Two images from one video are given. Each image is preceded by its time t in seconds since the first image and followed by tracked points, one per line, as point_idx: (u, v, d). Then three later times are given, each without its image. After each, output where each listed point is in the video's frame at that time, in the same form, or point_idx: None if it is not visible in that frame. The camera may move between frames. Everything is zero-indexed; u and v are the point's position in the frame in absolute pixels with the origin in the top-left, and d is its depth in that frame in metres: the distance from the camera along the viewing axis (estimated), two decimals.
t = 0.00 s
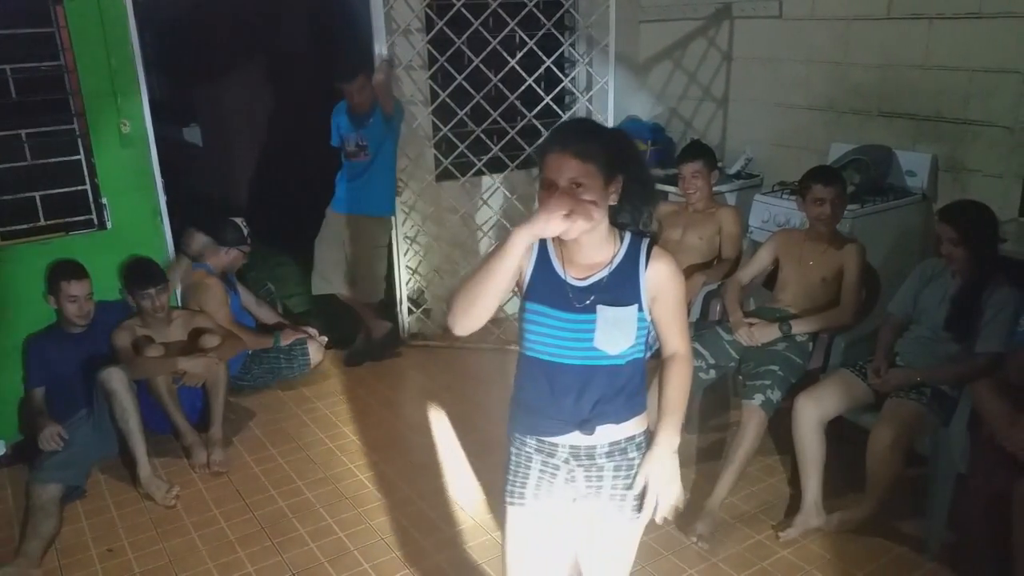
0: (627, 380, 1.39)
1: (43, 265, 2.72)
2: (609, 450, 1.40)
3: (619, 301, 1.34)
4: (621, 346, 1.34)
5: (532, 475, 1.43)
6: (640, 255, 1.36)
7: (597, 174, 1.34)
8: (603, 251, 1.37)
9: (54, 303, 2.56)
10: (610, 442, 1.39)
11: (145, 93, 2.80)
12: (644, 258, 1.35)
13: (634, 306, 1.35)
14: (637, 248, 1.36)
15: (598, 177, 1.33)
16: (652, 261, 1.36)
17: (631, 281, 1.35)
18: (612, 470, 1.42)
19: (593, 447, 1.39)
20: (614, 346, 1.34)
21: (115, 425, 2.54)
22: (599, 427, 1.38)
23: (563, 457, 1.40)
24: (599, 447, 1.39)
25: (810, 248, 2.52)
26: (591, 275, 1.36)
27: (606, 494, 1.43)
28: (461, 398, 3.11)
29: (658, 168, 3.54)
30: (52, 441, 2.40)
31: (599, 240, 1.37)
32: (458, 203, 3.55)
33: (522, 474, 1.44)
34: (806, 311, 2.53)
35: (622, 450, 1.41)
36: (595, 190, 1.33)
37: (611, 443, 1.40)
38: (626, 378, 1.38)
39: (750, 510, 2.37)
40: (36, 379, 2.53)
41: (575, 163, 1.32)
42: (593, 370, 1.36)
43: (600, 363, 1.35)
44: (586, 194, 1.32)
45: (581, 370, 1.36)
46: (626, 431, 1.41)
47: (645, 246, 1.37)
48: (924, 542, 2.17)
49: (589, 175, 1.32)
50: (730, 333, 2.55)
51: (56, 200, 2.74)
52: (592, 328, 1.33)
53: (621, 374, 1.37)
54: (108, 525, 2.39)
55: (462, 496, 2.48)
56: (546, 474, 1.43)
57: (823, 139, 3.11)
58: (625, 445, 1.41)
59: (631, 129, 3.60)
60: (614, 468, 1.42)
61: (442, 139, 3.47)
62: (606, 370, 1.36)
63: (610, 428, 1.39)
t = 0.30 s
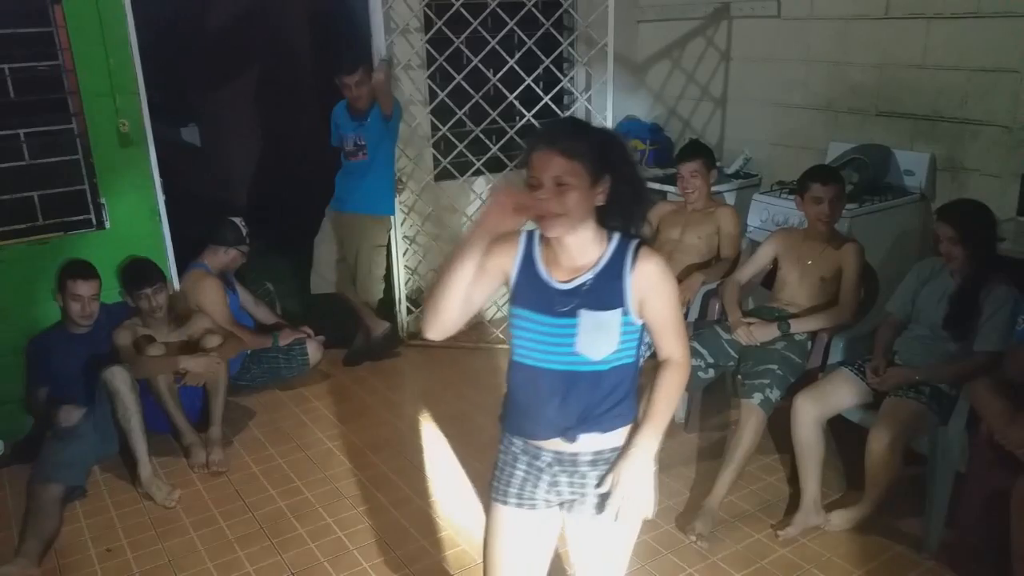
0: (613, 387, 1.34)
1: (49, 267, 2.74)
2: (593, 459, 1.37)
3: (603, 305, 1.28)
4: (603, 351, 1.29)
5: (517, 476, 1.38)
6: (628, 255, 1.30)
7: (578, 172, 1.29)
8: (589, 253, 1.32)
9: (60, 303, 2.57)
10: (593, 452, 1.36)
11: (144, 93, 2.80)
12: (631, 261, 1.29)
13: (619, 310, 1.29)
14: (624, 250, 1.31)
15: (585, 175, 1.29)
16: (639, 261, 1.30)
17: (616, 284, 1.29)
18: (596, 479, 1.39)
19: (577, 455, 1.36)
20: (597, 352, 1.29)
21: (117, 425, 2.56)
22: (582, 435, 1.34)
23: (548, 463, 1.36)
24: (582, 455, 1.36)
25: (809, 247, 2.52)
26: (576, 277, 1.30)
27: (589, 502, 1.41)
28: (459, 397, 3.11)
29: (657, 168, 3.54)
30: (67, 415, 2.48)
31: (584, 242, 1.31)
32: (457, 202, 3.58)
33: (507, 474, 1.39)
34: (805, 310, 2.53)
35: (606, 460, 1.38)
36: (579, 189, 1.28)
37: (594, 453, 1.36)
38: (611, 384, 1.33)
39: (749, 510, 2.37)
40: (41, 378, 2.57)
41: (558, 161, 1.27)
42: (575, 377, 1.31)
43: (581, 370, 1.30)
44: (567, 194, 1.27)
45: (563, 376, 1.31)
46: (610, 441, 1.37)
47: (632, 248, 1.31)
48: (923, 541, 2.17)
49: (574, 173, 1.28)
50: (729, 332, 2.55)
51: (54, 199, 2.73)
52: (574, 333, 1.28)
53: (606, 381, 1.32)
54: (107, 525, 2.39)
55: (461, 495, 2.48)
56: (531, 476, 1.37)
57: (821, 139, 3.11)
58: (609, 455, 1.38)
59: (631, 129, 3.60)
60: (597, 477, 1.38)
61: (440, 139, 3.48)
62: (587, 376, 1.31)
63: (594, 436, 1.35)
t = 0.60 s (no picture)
0: (580, 398, 1.28)
1: (48, 267, 2.74)
2: (563, 473, 1.32)
3: (562, 312, 1.23)
4: (563, 359, 1.24)
5: (487, 485, 1.35)
6: (592, 260, 1.24)
7: (536, 175, 1.24)
8: (555, 256, 1.27)
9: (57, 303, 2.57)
10: (562, 465, 1.32)
11: (142, 92, 2.79)
12: (593, 266, 1.23)
13: (580, 316, 1.23)
14: (588, 255, 1.25)
15: (542, 178, 1.24)
16: (603, 266, 1.23)
17: (577, 290, 1.23)
18: (566, 493, 1.34)
19: (545, 467, 1.32)
20: (556, 359, 1.24)
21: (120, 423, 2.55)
22: (549, 447, 1.30)
23: (517, 473, 1.33)
24: (552, 468, 1.32)
25: (807, 246, 2.52)
26: (537, 282, 1.25)
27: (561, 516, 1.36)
28: (459, 396, 3.11)
29: (656, 167, 3.54)
30: (81, 430, 2.40)
31: (548, 245, 1.27)
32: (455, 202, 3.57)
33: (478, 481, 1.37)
34: (805, 309, 2.53)
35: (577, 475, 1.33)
36: (536, 194, 1.24)
37: (564, 467, 1.32)
38: (574, 395, 1.28)
39: (748, 509, 2.37)
40: (36, 380, 2.51)
41: (513, 162, 1.24)
42: (534, 385, 1.27)
43: (540, 378, 1.26)
44: (523, 198, 1.23)
45: (525, 383, 1.27)
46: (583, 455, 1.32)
47: (595, 255, 1.24)
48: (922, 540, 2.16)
49: (532, 175, 1.23)
50: (728, 332, 2.55)
51: (53, 199, 2.73)
52: (532, 340, 1.24)
53: (571, 391, 1.27)
54: (107, 525, 2.39)
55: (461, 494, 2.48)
56: (501, 485, 1.35)
57: (820, 138, 3.11)
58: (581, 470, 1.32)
59: (630, 129, 3.62)
60: (568, 492, 1.34)
61: (439, 138, 3.48)
62: (546, 385, 1.26)
63: (562, 449, 1.30)
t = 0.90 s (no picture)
0: (552, 400, 1.29)
1: (47, 267, 2.74)
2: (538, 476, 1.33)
3: (533, 313, 1.25)
4: (536, 360, 1.26)
5: (464, 493, 1.36)
6: (563, 260, 1.26)
7: (502, 179, 1.23)
8: (525, 259, 1.28)
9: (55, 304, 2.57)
10: (538, 468, 1.32)
11: (141, 92, 2.79)
12: (565, 267, 1.25)
13: (552, 317, 1.25)
14: (559, 256, 1.26)
15: (508, 182, 1.24)
16: (575, 267, 1.25)
17: (548, 291, 1.25)
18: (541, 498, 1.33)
19: (521, 471, 1.33)
20: (528, 360, 1.25)
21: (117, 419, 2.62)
22: (524, 450, 1.31)
23: (492, 479, 1.34)
24: (527, 471, 1.33)
25: (807, 245, 2.52)
26: (508, 285, 1.27)
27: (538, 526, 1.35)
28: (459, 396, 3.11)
29: (655, 168, 3.54)
30: (78, 437, 2.41)
31: (517, 248, 1.27)
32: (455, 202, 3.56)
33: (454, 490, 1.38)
34: (804, 309, 2.53)
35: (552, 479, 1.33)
36: (502, 198, 1.23)
37: (540, 469, 1.33)
38: (547, 397, 1.29)
39: (747, 508, 2.37)
40: (34, 379, 2.52)
41: (486, 167, 1.23)
42: (507, 387, 1.28)
43: (514, 380, 1.27)
44: (488, 202, 1.23)
45: (498, 386, 1.28)
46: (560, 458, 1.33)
47: (567, 256, 1.26)
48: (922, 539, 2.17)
49: (497, 180, 1.23)
50: (728, 332, 2.55)
51: (52, 199, 2.73)
52: (504, 342, 1.26)
53: (544, 393, 1.28)
54: (106, 524, 2.39)
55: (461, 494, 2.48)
56: (478, 492, 1.35)
57: (819, 138, 3.11)
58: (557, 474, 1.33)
59: (630, 129, 3.62)
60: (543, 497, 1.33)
61: (439, 138, 3.48)
62: (519, 387, 1.28)
63: (537, 452, 1.31)
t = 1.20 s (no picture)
0: (535, 404, 1.31)
1: (50, 265, 2.75)
2: (522, 482, 1.33)
3: (513, 316, 1.27)
4: (517, 364, 1.27)
5: (450, 498, 1.38)
6: (544, 264, 1.28)
7: (500, 179, 1.31)
8: (506, 261, 1.33)
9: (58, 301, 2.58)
10: (521, 474, 1.33)
11: (144, 91, 2.81)
12: (545, 270, 1.27)
13: (532, 320, 1.27)
14: (539, 259, 1.29)
15: (506, 183, 1.32)
16: (556, 269, 1.27)
17: (530, 294, 1.27)
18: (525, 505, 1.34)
19: (504, 477, 1.33)
20: (508, 365, 1.27)
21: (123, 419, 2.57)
22: (508, 456, 1.31)
23: (477, 485, 1.35)
24: (510, 477, 1.33)
25: (808, 244, 2.52)
26: (491, 288, 1.31)
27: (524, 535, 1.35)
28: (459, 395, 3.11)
29: (658, 167, 3.53)
30: (80, 433, 2.41)
31: (501, 250, 1.33)
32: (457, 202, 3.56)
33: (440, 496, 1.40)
34: (805, 310, 2.52)
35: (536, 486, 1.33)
36: (499, 198, 1.30)
37: (523, 475, 1.33)
38: (529, 401, 1.31)
39: (748, 509, 2.36)
40: (37, 377, 2.52)
41: (486, 165, 1.31)
42: (489, 391, 1.30)
43: (496, 383, 1.29)
44: (488, 200, 1.29)
45: (481, 390, 1.31)
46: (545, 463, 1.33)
47: (548, 258, 1.28)
48: (923, 540, 2.16)
49: (496, 179, 1.31)
50: (729, 332, 2.54)
51: (55, 197, 2.73)
52: (485, 346, 1.28)
53: (526, 396, 1.30)
54: (108, 522, 2.40)
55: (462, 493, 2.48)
56: (462, 498, 1.37)
57: (822, 138, 3.10)
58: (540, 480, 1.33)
59: (632, 128, 3.62)
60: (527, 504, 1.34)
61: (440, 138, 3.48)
62: (500, 390, 1.30)
63: (521, 458, 1.32)
